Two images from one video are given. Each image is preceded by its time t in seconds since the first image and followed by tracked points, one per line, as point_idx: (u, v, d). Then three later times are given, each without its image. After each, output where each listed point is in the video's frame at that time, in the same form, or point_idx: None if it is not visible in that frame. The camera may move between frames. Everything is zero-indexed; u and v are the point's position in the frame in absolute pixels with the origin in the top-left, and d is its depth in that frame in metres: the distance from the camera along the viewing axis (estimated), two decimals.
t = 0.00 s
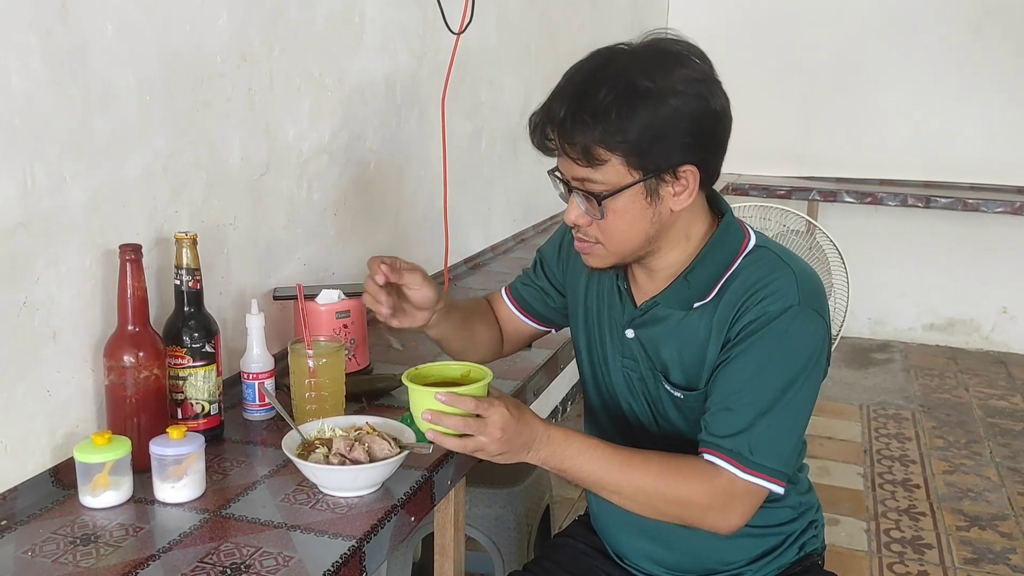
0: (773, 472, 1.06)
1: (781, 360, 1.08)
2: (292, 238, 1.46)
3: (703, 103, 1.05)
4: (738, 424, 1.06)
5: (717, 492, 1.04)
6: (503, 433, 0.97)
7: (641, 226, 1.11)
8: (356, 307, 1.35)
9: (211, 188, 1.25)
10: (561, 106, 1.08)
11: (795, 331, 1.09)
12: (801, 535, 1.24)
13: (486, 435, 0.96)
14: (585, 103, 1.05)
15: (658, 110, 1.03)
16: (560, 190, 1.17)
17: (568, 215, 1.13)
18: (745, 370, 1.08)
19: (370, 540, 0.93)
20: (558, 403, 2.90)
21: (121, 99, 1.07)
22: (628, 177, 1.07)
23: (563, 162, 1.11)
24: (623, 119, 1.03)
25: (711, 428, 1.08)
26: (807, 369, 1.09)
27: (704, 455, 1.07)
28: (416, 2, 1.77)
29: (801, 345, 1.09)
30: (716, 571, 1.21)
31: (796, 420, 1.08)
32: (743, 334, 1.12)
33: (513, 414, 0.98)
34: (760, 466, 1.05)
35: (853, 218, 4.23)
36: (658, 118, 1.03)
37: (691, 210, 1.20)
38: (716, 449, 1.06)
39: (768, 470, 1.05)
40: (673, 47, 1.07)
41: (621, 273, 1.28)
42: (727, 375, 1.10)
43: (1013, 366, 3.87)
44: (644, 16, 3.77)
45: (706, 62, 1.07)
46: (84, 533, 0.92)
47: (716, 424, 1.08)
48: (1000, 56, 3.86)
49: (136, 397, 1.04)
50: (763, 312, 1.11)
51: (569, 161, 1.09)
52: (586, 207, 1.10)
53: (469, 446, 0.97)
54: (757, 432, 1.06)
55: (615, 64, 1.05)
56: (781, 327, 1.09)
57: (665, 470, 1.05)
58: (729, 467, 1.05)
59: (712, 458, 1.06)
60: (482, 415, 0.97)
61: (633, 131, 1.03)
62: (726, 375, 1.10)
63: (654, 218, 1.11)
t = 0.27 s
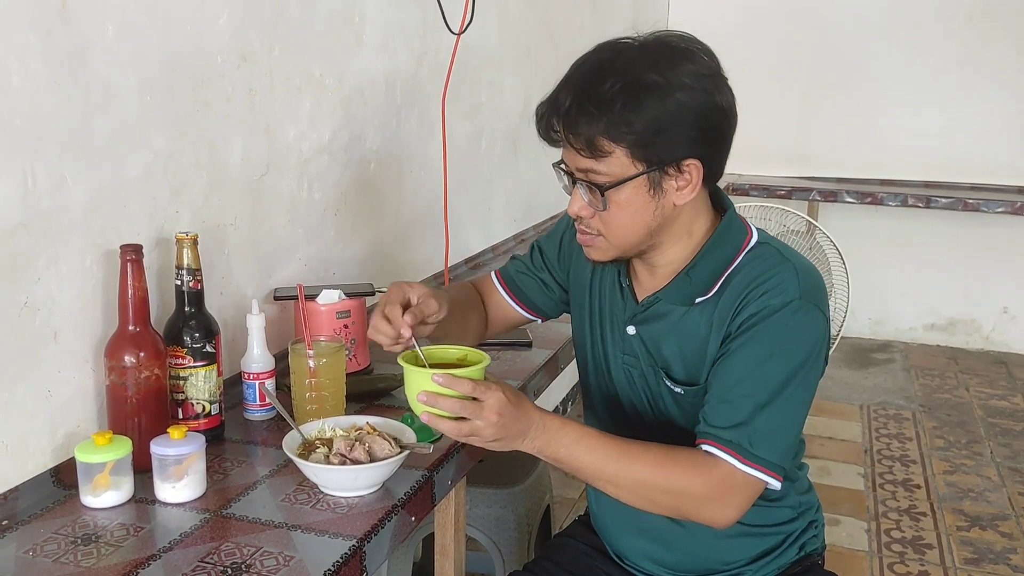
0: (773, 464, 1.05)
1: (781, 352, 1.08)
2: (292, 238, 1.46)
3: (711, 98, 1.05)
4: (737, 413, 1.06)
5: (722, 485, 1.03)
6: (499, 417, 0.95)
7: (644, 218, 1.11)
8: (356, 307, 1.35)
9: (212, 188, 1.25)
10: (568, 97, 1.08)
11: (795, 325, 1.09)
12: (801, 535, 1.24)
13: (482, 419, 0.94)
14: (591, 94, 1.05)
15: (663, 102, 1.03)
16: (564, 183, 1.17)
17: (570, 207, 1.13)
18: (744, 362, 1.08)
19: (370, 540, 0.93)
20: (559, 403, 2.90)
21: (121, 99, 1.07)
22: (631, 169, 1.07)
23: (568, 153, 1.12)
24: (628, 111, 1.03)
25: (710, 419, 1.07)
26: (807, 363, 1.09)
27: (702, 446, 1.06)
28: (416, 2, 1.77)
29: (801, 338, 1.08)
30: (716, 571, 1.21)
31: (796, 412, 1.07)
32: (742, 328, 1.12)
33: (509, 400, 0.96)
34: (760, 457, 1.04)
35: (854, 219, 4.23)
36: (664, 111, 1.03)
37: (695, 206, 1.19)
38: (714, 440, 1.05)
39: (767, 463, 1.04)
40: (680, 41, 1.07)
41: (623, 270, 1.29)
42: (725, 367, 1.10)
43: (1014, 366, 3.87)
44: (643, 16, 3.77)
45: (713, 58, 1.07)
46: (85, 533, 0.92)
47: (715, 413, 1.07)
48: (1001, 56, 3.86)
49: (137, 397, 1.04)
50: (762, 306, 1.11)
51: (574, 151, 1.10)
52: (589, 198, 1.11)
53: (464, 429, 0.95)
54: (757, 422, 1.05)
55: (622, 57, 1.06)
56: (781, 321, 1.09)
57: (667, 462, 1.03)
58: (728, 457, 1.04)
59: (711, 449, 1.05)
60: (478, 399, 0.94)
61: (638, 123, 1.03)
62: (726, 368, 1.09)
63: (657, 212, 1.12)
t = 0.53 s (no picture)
0: (762, 459, 1.01)
1: (772, 346, 1.06)
2: (292, 238, 1.46)
3: (713, 96, 1.06)
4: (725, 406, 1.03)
5: (716, 480, 0.99)
6: (471, 412, 0.91)
7: (647, 217, 1.12)
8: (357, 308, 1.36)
9: (212, 188, 1.26)
10: (571, 95, 1.08)
11: (788, 320, 1.08)
12: (799, 536, 1.24)
13: (453, 413, 0.90)
14: (595, 92, 1.05)
15: (667, 100, 1.03)
16: (564, 183, 1.17)
17: (574, 206, 1.13)
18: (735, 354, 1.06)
19: (371, 540, 0.93)
20: (559, 404, 2.91)
21: (122, 100, 1.08)
22: (636, 167, 1.07)
23: (570, 152, 1.11)
24: (634, 108, 1.03)
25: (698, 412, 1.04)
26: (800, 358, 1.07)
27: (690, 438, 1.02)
28: (416, 3, 1.78)
29: (793, 332, 1.07)
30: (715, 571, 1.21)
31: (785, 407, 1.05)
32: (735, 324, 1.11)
33: (482, 394, 0.93)
34: (747, 451, 1.01)
35: (853, 219, 4.24)
36: (669, 109, 1.04)
37: (695, 205, 1.21)
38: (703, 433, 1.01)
39: (755, 457, 1.01)
40: (681, 40, 1.08)
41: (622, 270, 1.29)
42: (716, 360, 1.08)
43: (1013, 366, 3.88)
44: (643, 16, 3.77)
45: (713, 56, 1.08)
46: (86, 533, 0.92)
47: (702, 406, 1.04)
48: (1000, 56, 3.86)
49: (138, 397, 1.04)
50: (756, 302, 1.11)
51: (577, 150, 1.09)
52: (591, 197, 1.11)
53: (434, 423, 0.91)
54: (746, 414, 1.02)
55: (625, 56, 1.06)
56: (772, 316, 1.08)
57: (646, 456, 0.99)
58: (717, 451, 1.00)
59: (700, 440, 1.01)
60: (449, 392, 0.91)
61: (644, 120, 1.04)
62: (717, 359, 1.08)
63: (660, 210, 1.12)
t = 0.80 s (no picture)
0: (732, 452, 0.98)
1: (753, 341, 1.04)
2: (292, 239, 1.47)
3: (699, 102, 1.05)
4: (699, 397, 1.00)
5: (688, 470, 0.96)
6: (412, 413, 0.89)
7: (635, 226, 1.12)
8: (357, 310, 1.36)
9: (213, 188, 1.26)
10: (555, 105, 1.08)
11: (771, 318, 1.06)
12: (796, 537, 1.24)
13: (391, 414, 0.88)
14: (580, 100, 1.05)
15: (652, 109, 1.03)
16: (552, 192, 1.17)
17: (560, 216, 1.13)
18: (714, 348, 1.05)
19: (371, 539, 0.93)
20: (558, 404, 2.91)
21: (123, 100, 1.08)
22: (622, 177, 1.07)
23: (556, 162, 1.12)
24: (618, 117, 1.03)
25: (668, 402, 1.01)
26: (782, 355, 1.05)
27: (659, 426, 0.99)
28: (416, 4, 1.78)
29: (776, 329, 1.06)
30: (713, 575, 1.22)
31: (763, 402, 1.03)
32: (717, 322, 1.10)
33: (425, 396, 0.90)
34: (716, 439, 0.97)
35: (853, 219, 4.24)
36: (654, 116, 1.04)
37: (683, 214, 1.21)
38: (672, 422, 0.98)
39: (723, 446, 0.98)
40: (665, 47, 1.08)
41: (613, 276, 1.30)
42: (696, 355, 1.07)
43: (1013, 366, 3.88)
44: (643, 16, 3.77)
45: (698, 62, 1.08)
46: (88, 533, 0.92)
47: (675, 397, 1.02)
48: (1000, 56, 3.87)
49: (139, 397, 1.05)
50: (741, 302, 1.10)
51: (562, 160, 1.09)
52: (578, 207, 1.11)
53: (372, 424, 0.89)
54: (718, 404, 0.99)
55: (608, 65, 1.06)
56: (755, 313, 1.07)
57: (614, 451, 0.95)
58: (689, 439, 0.97)
59: (667, 427, 0.98)
60: (390, 394, 0.89)
61: (628, 129, 1.04)
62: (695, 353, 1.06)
63: (648, 219, 1.12)
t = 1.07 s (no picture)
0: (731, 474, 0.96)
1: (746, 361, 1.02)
2: (295, 240, 1.47)
3: (675, 128, 1.01)
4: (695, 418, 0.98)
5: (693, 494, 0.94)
6: (406, 449, 0.87)
7: (611, 253, 1.09)
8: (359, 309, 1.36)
9: (215, 190, 1.26)
10: (527, 131, 1.04)
11: (764, 337, 1.04)
12: (794, 539, 1.25)
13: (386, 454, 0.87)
14: (551, 130, 1.01)
15: (624, 138, 0.99)
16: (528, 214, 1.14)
17: (536, 241, 1.11)
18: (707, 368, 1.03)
19: (371, 539, 0.94)
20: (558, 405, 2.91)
21: (126, 102, 1.09)
22: (595, 208, 1.04)
23: (530, 189, 1.08)
24: (590, 148, 0.99)
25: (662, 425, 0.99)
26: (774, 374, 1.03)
27: (658, 447, 0.97)
28: (418, 6, 1.78)
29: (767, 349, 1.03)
30: None
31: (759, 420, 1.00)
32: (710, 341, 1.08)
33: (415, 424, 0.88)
34: (715, 460, 0.95)
35: (854, 221, 4.24)
36: (627, 146, 1.00)
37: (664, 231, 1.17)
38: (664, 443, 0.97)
39: (723, 467, 0.96)
40: (638, 68, 1.03)
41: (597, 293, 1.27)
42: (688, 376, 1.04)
43: (1013, 367, 3.88)
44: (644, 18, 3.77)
45: (674, 82, 1.03)
46: (90, 531, 0.93)
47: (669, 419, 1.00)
48: (1002, 57, 3.87)
49: (140, 398, 1.05)
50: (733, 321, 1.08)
51: (535, 188, 1.06)
52: (553, 233, 1.08)
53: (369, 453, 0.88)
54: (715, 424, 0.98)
55: (577, 91, 1.01)
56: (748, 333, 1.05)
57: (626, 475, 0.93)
58: (689, 461, 0.95)
59: (667, 451, 0.96)
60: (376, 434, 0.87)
61: (600, 160, 1.00)
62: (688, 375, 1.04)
63: (624, 247, 1.09)
